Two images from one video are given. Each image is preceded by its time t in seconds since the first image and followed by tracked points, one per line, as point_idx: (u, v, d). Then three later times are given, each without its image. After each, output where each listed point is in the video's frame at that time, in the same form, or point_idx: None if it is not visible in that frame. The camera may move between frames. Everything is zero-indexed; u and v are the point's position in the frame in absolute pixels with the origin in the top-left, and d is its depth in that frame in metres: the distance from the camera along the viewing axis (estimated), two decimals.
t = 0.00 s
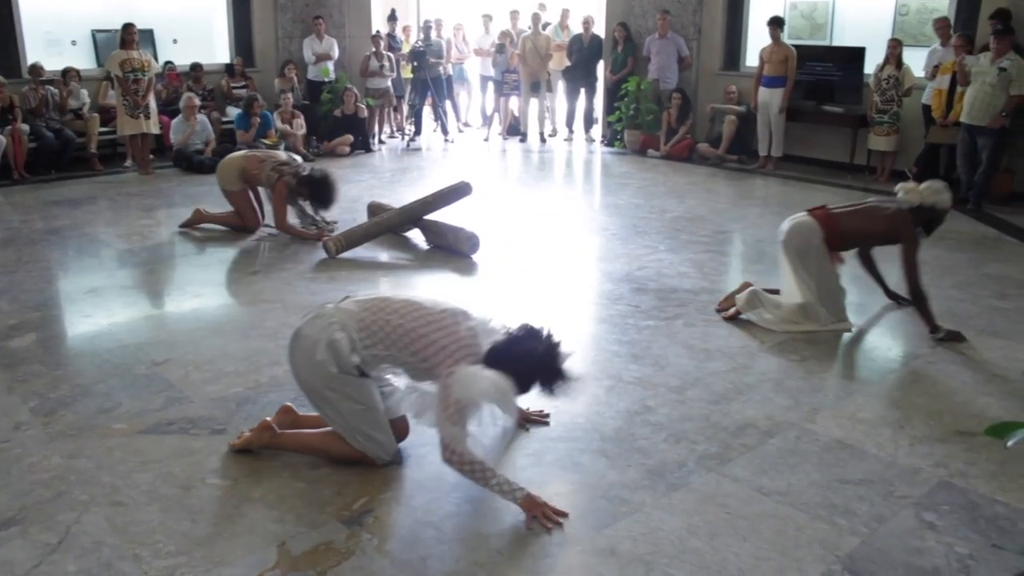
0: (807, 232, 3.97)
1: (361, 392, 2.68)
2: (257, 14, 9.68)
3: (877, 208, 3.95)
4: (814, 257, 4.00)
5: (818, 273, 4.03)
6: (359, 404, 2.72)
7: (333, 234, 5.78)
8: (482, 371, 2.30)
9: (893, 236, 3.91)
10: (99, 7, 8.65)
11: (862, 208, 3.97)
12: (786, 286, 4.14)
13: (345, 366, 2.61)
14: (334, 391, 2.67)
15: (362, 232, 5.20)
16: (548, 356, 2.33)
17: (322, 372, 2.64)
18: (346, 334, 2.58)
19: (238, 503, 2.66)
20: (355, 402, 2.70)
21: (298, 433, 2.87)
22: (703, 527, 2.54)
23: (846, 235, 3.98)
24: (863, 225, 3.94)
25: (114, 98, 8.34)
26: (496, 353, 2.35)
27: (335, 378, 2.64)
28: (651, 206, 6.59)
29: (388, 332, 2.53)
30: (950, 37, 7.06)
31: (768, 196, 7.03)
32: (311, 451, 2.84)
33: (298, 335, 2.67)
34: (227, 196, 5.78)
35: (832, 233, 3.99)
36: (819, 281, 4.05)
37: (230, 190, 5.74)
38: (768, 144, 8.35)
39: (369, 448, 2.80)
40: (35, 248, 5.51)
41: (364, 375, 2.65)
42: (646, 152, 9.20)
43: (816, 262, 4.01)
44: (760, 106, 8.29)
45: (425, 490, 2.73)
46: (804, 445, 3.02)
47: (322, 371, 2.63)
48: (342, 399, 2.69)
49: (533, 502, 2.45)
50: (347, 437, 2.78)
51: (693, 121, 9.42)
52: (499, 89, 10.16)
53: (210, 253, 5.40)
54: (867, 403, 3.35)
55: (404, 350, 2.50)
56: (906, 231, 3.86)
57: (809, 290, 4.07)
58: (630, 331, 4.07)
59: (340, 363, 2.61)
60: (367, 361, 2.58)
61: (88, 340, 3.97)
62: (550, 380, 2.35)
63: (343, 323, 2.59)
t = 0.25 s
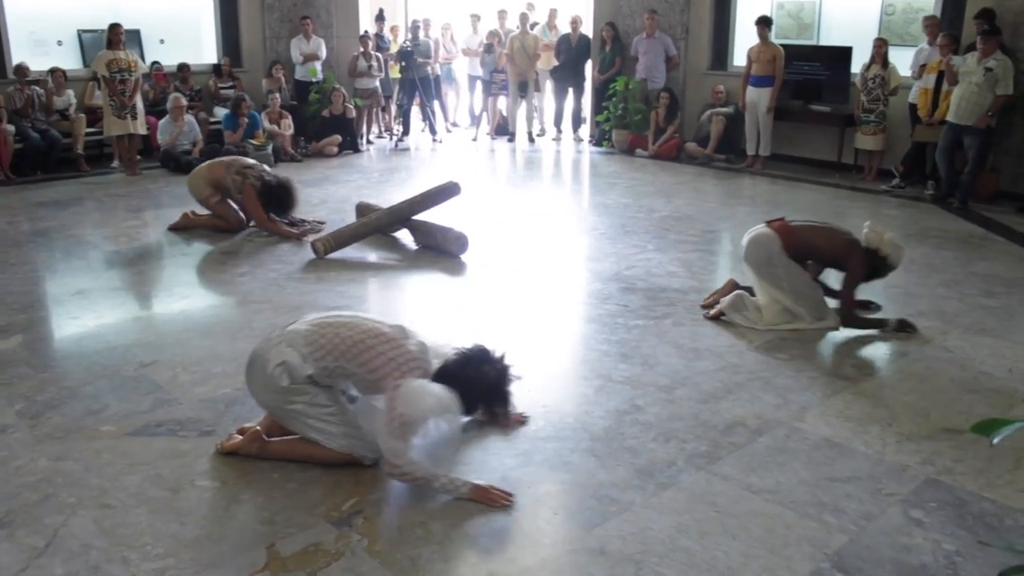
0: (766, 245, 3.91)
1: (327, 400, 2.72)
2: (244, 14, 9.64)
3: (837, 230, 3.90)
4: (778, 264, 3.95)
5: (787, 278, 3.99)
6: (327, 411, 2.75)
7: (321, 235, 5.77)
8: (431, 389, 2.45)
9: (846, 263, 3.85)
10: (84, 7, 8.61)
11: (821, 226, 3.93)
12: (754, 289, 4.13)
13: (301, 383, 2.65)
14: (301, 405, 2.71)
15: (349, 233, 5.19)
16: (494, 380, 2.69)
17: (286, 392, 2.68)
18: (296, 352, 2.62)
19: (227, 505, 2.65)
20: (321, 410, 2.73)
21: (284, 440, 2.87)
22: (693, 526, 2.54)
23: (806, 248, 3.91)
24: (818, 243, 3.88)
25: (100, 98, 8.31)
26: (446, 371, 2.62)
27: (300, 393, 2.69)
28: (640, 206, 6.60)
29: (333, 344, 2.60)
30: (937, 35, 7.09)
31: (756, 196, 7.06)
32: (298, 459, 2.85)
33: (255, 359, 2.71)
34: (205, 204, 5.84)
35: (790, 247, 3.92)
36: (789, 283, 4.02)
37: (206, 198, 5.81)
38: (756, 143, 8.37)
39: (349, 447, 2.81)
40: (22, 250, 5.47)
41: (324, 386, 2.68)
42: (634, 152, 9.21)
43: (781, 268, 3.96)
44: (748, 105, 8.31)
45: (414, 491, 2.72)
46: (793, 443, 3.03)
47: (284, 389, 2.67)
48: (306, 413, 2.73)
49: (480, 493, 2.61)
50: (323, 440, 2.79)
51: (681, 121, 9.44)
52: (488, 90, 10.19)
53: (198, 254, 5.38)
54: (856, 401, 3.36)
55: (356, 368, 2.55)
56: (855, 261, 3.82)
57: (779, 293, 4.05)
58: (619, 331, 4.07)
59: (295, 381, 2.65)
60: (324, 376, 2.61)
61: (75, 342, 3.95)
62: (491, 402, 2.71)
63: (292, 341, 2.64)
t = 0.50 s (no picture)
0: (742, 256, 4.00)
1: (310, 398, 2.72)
2: (236, 15, 9.61)
3: (816, 238, 3.95)
4: (757, 269, 4.01)
5: (769, 281, 4.05)
6: (310, 412, 2.76)
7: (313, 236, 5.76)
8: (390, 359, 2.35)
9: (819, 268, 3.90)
10: (75, 7, 8.59)
11: (797, 234, 3.97)
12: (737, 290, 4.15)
13: (281, 384, 2.68)
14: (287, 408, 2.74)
15: (341, 233, 5.19)
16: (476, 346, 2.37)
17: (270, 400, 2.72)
18: (269, 355, 2.65)
19: (220, 506, 2.64)
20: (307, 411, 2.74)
21: (274, 441, 2.87)
22: (686, 526, 2.55)
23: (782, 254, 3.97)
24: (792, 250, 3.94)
25: (92, 99, 8.27)
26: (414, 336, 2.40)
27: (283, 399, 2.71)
28: (632, 206, 6.61)
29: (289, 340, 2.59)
30: (928, 36, 7.12)
31: (749, 195, 7.07)
32: (288, 459, 2.86)
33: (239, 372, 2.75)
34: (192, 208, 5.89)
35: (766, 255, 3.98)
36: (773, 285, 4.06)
37: (192, 202, 5.87)
38: (749, 143, 8.39)
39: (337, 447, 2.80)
40: (13, 251, 5.45)
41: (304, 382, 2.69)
42: (627, 152, 9.22)
43: (761, 273, 4.02)
44: (740, 105, 8.33)
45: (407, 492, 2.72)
46: (786, 443, 3.04)
47: (268, 396, 2.71)
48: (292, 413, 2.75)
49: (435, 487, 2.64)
50: (311, 442, 2.80)
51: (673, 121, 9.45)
52: (480, 90, 10.18)
53: (191, 255, 5.36)
54: (848, 401, 3.37)
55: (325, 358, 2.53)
56: (826, 267, 3.89)
57: (763, 295, 4.09)
58: (611, 331, 4.08)
59: (275, 383, 2.68)
60: (296, 371, 2.62)
61: (67, 344, 3.94)
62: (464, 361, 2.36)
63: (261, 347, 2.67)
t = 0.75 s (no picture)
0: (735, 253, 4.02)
1: (326, 375, 2.74)
2: (233, 16, 9.61)
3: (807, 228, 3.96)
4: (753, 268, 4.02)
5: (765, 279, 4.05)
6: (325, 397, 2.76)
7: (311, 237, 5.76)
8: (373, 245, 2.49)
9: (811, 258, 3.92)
10: (72, 8, 8.60)
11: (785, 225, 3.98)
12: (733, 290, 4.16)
13: (301, 357, 2.70)
14: (302, 392, 2.73)
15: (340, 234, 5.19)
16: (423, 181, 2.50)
17: (288, 380, 2.72)
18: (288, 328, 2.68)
19: (218, 507, 2.64)
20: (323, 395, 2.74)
21: (273, 442, 2.87)
22: (684, 526, 2.55)
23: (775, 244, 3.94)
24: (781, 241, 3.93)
25: (89, 100, 8.27)
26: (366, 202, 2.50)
27: (300, 377, 2.71)
28: (630, 206, 6.61)
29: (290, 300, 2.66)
30: (924, 36, 7.12)
31: (746, 196, 7.08)
32: (287, 460, 2.85)
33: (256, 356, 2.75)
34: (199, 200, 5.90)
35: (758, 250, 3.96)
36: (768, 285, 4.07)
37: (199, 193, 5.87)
38: (746, 144, 8.40)
39: (339, 444, 2.80)
40: (11, 252, 5.45)
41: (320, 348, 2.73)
42: (625, 153, 9.22)
43: (757, 272, 4.03)
44: (738, 106, 8.34)
45: (406, 493, 2.72)
46: (784, 443, 3.04)
47: (287, 375, 2.71)
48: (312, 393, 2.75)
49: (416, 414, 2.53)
50: (321, 437, 2.79)
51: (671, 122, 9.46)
52: (478, 90, 10.18)
53: (189, 256, 5.36)
54: (845, 401, 3.38)
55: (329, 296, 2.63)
56: (819, 257, 3.90)
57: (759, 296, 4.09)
58: (609, 331, 4.08)
59: (296, 359, 2.70)
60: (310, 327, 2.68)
61: (65, 345, 3.93)
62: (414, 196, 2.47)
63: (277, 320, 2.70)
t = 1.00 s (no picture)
0: (751, 239, 4.04)
1: (356, 372, 2.72)
2: (235, 18, 9.67)
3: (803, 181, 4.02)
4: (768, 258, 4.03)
5: (775, 271, 4.07)
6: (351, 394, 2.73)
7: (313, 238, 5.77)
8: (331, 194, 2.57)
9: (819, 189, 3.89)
10: (74, 10, 8.61)
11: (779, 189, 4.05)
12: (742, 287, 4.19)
13: (336, 347, 2.69)
14: (331, 383, 2.71)
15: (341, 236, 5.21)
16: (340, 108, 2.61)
17: (318, 366, 2.69)
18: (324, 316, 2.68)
19: (220, 508, 2.65)
20: (354, 384, 2.73)
21: (275, 443, 2.88)
22: (685, 528, 2.55)
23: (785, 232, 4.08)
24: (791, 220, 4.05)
25: (91, 102, 8.28)
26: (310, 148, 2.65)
27: (331, 362, 2.69)
28: (631, 208, 6.61)
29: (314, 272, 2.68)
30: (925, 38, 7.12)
31: (747, 197, 7.08)
32: (289, 461, 2.86)
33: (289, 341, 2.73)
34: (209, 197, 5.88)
35: (767, 226, 4.04)
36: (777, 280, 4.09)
37: (212, 189, 5.86)
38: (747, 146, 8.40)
39: (351, 448, 2.79)
40: (13, 253, 5.45)
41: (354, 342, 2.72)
42: (626, 154, 9.23)
43: (769, 264, 4.04)
44: (739, 107, 8.34)
45: (408, 494, 2.72)
46: (785, 445, 3.04)
47: (319, 361, 2.69)
48: (340, 388, 2.72)
49: (392, 365, 2.57)
50: (334, 439, 2.78)
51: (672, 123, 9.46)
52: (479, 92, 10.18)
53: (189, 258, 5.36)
54: (847, 403, 3.38)
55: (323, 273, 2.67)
56: (825, 202, 3.90)
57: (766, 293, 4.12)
58: (610, 333, 4.09)
59: (330, 348, 2.69)
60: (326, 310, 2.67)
61: (67, 346, 3.94)
62: (345, 124, 2.63)
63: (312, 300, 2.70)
